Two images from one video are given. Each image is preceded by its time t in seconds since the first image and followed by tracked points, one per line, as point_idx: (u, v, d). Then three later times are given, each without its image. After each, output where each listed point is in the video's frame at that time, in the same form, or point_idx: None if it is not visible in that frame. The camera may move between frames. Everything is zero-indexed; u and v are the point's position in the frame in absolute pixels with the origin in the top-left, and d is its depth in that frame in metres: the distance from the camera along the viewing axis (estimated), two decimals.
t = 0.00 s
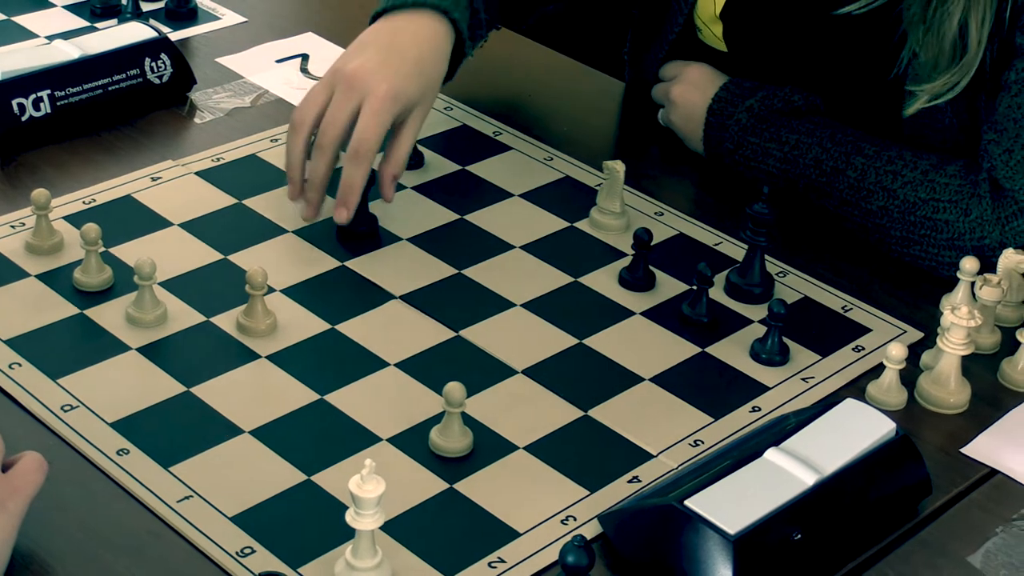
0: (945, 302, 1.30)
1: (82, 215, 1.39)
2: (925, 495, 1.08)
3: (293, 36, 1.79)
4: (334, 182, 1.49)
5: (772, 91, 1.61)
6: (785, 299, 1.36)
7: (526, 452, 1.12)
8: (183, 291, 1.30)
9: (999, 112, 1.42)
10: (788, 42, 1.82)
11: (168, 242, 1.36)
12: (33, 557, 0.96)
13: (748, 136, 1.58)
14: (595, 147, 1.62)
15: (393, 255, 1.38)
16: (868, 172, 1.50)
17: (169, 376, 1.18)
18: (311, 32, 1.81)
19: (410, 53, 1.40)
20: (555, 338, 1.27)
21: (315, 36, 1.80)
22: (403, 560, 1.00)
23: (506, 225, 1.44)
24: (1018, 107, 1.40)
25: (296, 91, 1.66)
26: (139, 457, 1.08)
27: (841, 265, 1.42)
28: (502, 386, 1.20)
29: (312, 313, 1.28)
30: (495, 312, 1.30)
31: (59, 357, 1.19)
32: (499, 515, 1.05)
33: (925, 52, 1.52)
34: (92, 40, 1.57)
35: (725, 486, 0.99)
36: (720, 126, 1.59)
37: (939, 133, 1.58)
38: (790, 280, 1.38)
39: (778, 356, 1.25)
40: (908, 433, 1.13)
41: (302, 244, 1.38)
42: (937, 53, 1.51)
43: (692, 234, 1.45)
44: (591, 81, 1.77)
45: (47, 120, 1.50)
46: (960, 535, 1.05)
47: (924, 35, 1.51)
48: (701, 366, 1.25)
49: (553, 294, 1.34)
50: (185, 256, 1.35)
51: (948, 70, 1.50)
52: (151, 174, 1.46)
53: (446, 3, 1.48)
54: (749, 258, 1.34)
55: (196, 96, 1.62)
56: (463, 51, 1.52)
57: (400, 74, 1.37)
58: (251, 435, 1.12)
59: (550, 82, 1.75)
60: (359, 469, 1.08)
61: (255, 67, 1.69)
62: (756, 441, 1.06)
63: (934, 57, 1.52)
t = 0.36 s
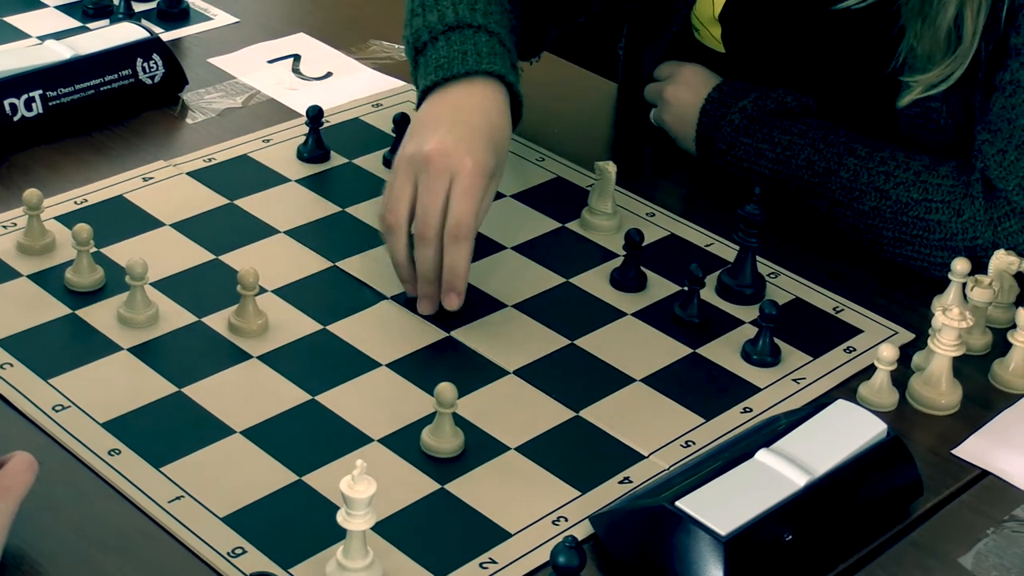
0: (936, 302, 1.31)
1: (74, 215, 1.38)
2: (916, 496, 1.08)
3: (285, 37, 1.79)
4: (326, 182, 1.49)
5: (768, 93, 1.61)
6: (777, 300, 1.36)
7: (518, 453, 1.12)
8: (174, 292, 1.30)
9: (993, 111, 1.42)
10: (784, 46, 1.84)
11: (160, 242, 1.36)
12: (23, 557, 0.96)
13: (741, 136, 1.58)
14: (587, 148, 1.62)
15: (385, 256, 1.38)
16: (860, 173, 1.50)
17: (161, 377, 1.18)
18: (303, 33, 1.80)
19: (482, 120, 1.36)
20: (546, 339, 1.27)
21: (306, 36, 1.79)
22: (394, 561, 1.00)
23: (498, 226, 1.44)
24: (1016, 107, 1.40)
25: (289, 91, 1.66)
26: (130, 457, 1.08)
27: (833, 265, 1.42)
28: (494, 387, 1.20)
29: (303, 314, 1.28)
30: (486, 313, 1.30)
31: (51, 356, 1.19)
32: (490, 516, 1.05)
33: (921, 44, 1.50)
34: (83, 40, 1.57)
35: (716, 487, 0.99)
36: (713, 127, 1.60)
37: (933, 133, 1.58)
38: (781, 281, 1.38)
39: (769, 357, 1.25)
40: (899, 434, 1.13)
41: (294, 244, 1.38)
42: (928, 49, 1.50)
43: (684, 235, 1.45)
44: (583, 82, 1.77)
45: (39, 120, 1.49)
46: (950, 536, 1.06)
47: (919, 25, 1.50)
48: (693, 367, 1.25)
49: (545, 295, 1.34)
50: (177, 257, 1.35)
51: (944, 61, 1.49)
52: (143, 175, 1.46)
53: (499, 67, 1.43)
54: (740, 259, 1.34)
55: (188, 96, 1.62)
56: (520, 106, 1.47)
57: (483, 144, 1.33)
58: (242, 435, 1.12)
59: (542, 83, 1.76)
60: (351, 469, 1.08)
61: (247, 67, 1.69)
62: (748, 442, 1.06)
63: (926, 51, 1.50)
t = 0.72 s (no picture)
0: (936, 306, 1.31)
1: (72, 218, 1.38)
2: (915, 501, 1.08)
3: (284, 39, 1.79)
4: (325, 185, 1.49)
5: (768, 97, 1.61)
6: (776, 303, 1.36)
7: (516, 457, 1.12)
8: (173, 295, 1.30)
9: (999, 113, 1.43)
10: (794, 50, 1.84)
11: (159, 245, 1.36)
12: (20, 560, 0.96)
13: (742, 140, 1.58)
14: (587, 150, 1.62)
15: (384, 259, 1.38)
16: (861, 177, 1.50)
17: (159, 380, 1.18)
18: (302, 35, 1.80)
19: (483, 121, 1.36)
20: (546, 343, 1.27)
21: (305, 39, 1.79)
22: (393, 565, 0.99)
23: (497, 229, 1.44)
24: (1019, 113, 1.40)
25: (288, 94, 1.66)
26: (128, 460, 1.08)
27: (831, 268, 1.42)
28: (494, 390, 1.20)
29: (302, 317, 1.28)
30: (486, 316, 1.30)
31: (49, 360, 1.19)
32: (489, 520, 1.05)
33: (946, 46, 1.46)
34: (83, 43, 1.57)
35: (715, 491, 0.99)
36: (714, 131, 1.60)
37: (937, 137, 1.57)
38: (781, 284, 1.38)
39: (769, 361, 1.25)
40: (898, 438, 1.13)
41: (293, 247, 1.38)
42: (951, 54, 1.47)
43: (683, 239, 1.45)
44: (582, 85, 1.77)
45: (37, 122, 1.49)
46: (950, 540, 1.05)
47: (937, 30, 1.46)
48: (692, 371, 1.25)
49: (544, 298, 1.34)
50: (176, 260, 1.34)
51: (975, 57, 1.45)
52: (142, 177, 1.46)
53: (497, 66, 1.43)
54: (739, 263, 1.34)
55: (187, 98, 1.62)
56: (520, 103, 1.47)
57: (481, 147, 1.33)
58: (241, 439, 1.11)
59: (541, 86, 1.76)
60: (349, 473, 1.08)
61: (247, 70, 1.69)
62: (746, 447, 1.06)
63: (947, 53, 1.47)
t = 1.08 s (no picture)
0: (935, 309, 1.31)
1: (70, 218, 1.38)
2: (914, 504, 1.08)
3: (283, 40, 1.79)
4: (324, 186, 1.49)
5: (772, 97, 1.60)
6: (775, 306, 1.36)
7: (514, 459, 1.12)
8: (171, 295, 1.29)
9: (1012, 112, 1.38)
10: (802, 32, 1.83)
11: (157, 246, 1.36)
12: (17, 562, 0.95)
13: (739, 143, 1.57)
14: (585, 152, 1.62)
15: (382, 259, 1.38)
16: (859, 179, 1.48)
17: (157, 381, 1.18)
18: (301, 36, 1.80)
19: (578, 73, 1.19)
20: (544, 345, 1.27)
21: (304, 39, 1.79)
22: (390, 567, 0.99)
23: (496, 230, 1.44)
24: None
25: (286, 95, 1.66)
26: (126, 461, 1.08)
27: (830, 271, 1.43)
28: (492, 392, 1.20)
29: (300, 319, 1.28)
30: (485, 319, 1.30)
31: (47, 360, 1.19)
32: (487, 522, 1.04)
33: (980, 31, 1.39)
34: (81, 43, 1.57)
35: (714, 494, 0.99)
36: (711, 133, 1.59)
37: (955, 133, 1.48)
38: (779, 287, 1.38)
39: (767, 363, 1.25)
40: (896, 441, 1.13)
41: (291, 248, 1.38)
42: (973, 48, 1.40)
43: (682, 241, 1.45)
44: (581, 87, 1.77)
45: (35, 122, 1.49)
46: (949, 543, 1.05)
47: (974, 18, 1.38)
48: (690, 374, 1.25)
49: (542, 300, 1.34)
50: (174, 261, 1.34)
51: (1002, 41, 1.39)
52: (139, 178, 1.46)
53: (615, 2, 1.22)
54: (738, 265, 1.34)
55: (185, 99, 1.62)
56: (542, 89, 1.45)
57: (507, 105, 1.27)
58: (239, 440, 1.11)
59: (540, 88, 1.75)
60: (347, 475, 1.08)
61: (246, 70, 1.69)
62: (744, 449, 1.06)
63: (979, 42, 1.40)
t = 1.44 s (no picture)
0: (932, 309, 1.30)
1: (66, 220, 1.38)
2: (911, 504, 1.08)
3: (279, 41, 1.79)
4: (320, 187, 1.48)
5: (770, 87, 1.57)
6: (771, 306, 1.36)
7: (510, 460, 1.12)
8: (167, 297, 1.29)
9: None
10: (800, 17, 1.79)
11: (153, 248, 1.36)
12: (12, 564, 0.95)
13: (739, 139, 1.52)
14: (581, 152, 1.62)
15: (377, 260, 1.38)
16: (865, 174, 1.46)
17: (152, 383, 1.18)
18: (297, 37, 1.80)
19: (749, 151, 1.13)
20: (540, 346, 1.27)
21: (300, 40, 1.79)
22: (386, 569, 0.99)
23: (491, 231, 1.44)
24: None
25: (282, 96, 1.65)
26: (122, 463, 1.07)
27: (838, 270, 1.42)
28: (487, 393, 1.20)
29: (295, 321, 1.27)
30: (480, 320, 1.30)
31: (41, 362, 1.18)
32: (483, 524, 1.04)
33: None
34: (77, 44, 1.56)
35: (711, 494, 0.98)
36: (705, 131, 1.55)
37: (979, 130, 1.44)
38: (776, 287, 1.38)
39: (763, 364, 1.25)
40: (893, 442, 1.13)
41: (287, 250, 1.38)
42: None
43: (678, 241, 1.45)
44: (578, 88, 1.77)
45: (31, 124, 1.49)
46: (946, 543, 1.05)
47: None
48: (686, 374, 1.24)
49: (538, 301, 1.34)
50: (169, 262, 1.34)
51: None
52: (135, 180, 1.46)
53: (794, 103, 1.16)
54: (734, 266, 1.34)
55: (181, 100, 1.61)
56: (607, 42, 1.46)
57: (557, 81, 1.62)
58: (234, 442, 1.11)
59: (537, 88, 1.75)
60: (343, 476, 1.08)
61: (241, 71, 1.69)
62: (740, 450, 1.06)
63: None
